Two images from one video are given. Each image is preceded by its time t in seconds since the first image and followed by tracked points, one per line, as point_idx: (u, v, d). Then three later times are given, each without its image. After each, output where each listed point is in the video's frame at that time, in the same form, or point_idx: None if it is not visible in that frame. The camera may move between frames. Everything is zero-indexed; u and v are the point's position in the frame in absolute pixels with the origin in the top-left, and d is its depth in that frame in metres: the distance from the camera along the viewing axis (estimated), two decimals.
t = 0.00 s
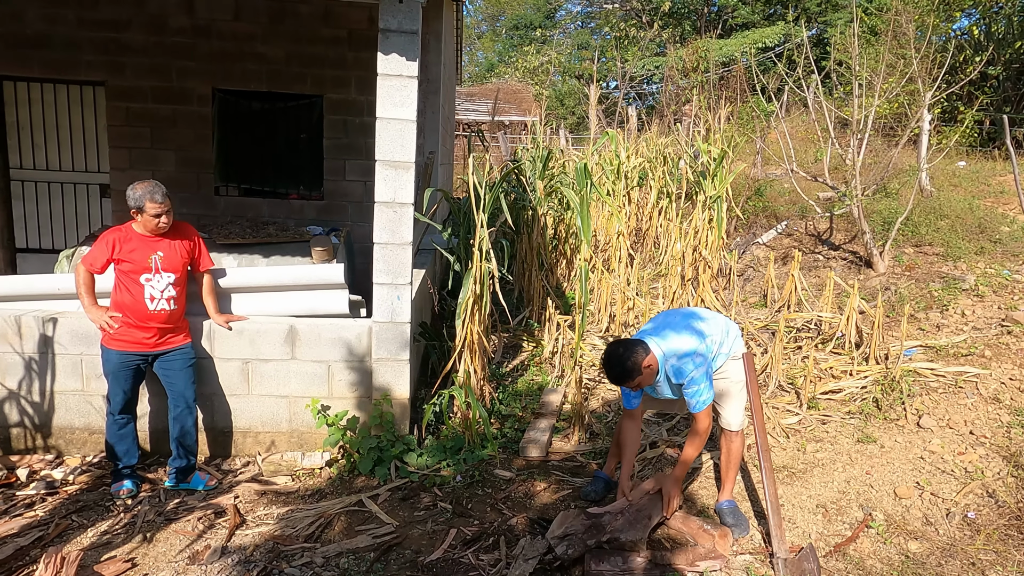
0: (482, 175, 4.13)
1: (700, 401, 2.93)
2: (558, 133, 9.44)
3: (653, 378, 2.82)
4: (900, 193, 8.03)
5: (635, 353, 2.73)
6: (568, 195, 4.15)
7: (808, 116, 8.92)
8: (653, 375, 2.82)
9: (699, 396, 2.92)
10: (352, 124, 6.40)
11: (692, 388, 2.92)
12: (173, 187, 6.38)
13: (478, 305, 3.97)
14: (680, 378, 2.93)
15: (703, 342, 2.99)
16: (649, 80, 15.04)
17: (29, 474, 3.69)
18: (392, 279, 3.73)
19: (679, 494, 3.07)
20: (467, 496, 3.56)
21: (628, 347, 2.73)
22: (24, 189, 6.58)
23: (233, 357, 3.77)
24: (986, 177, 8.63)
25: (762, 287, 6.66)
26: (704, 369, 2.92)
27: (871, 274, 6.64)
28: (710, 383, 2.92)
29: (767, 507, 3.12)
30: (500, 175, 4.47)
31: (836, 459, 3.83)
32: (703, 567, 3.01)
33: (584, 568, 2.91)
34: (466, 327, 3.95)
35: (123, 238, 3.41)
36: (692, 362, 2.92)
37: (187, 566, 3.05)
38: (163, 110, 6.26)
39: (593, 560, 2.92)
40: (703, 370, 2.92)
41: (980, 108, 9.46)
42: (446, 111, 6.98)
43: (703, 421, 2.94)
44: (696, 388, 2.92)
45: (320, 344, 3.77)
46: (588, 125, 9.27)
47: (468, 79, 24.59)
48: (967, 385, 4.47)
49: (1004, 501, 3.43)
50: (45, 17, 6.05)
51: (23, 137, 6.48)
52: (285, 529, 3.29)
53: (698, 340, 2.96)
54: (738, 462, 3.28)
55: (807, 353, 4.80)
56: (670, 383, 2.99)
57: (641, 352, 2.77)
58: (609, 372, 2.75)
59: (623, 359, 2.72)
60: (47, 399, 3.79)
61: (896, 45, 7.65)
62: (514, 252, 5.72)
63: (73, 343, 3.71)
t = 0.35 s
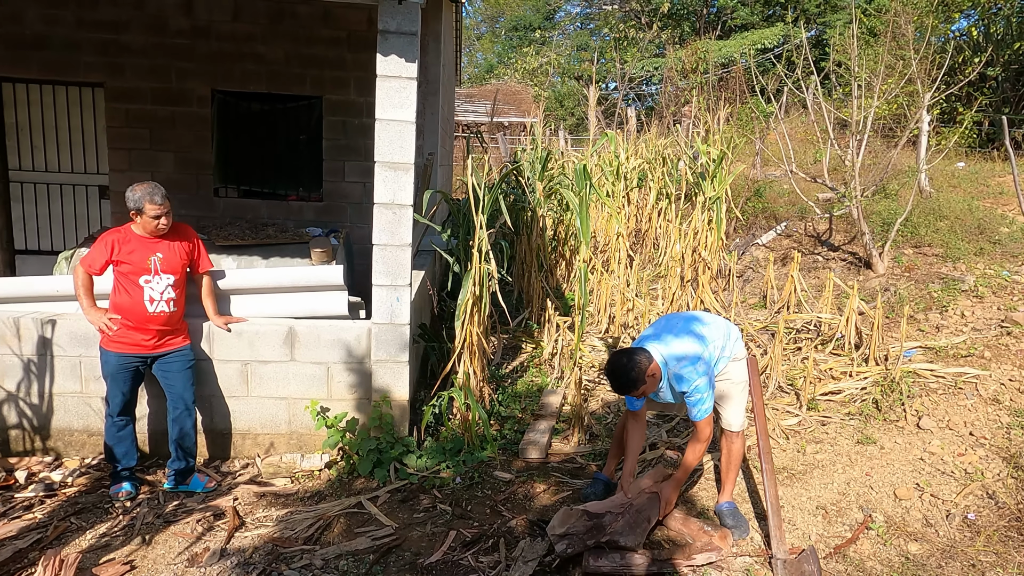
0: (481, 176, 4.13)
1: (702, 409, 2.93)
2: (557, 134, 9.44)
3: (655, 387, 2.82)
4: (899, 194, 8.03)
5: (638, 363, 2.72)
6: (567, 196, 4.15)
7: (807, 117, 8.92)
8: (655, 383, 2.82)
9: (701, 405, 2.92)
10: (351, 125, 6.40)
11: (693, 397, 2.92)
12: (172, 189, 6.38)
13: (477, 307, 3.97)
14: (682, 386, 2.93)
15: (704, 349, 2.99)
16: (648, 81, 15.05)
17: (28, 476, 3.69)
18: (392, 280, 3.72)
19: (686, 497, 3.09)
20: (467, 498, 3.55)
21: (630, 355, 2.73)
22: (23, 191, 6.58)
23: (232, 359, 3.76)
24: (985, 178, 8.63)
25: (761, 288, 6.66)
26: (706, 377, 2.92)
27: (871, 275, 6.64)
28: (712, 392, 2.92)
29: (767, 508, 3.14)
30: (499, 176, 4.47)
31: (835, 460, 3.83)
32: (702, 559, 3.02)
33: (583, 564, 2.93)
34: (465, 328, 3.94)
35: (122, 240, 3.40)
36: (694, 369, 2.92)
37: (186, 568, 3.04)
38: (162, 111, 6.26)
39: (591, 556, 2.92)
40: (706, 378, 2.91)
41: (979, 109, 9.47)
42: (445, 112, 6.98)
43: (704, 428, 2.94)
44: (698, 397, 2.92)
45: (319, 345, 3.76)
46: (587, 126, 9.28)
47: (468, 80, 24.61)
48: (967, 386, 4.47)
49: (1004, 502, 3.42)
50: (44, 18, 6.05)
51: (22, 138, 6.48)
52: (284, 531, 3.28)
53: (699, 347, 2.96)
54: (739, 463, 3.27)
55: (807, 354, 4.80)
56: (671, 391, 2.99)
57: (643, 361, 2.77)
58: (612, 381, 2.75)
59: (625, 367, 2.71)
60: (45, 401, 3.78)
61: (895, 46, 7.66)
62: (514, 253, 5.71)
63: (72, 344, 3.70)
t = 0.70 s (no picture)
0: (481, 178, 4.13)
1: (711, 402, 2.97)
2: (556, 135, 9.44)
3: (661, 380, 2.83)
4: (898, 195, 8.04)
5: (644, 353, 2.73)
6: (567, 197, 4.15)
7: (806, 118, 8.93)
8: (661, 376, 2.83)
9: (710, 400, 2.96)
10: (351, 126, 6.40)
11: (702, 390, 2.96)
12: (170, 190, 6.38)
13: (477, 308, 3.97)
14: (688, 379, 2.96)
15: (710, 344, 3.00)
16: (648, 82, 15.06)
17: (26, 478, 3.69)
18: (391, 282, 3.71)
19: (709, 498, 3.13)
20: (466, 499, 3.55)
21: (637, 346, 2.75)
22: (22, 192, 6.57)
23: (231, 360, 3.76)
24: (984, 179, 8.64)
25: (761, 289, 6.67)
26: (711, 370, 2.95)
27: (870, 276, 6.64)
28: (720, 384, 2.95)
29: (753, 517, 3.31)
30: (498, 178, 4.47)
31: (834, 461, 3.83)
32: (699, 552, 3.03)
33: (581, 566, 2.94)
34: (464, 329, 3.94)
35: (122, 241, 3.40)
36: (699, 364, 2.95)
37: (185, 570, 3.04)
38: (161, 112, 6.26)
39: (590, 557, 2.93)
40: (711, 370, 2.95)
41: (978, 109, 9.47)
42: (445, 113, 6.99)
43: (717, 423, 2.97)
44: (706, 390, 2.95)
45: (318, 347, 3.76)
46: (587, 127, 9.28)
47: (468, 81, 24.63)
48: (965, 387, 4.47)
49: (1003, 503, 3.42)
50: (43, 19, 6.05)
51: (21, 139, 6.48)
52: (283, 532, 3.28)
53: (701, 344, 2.97)
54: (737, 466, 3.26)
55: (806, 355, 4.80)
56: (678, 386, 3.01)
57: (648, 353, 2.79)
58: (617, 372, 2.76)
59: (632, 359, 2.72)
60: (44, 403, 3.78)
61: (893, 47, 7.68)
62: (513, 254, 5.71)
63: (71, 346, 3.70)
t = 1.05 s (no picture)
0: (480, 179, 4.13)
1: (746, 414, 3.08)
2: (555, 136, 9.44)
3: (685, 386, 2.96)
4: (896, 196, 8.05)
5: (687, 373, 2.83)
6: (566, 198, 4.16)
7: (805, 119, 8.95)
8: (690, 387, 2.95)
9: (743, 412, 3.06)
10: (350, 128, 6.40)
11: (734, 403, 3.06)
12: (170, 191, 6.38)
13: (476, 309, 3.97)
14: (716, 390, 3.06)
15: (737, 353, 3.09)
16: (646, 83, 15.08)
17: (25, 480, 3.68)
18: (390, 283, 3.71)
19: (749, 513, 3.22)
20: (465, 500, 3.55)
21: (679, 369, 2.85)
22: (21, 193, 6.57)
23: (231, 361, 3.76)
24: (983, 180, 8.65)
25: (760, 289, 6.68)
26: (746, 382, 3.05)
27: (869, 277, 6.65)
28: (752, 397, 3.06)
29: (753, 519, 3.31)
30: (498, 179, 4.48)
31: (833, 463, 3.84)
32: (699, 553, 3.04)
33: (580, 567, 2.95)
34: (464, 331, 3.94)
35: (117, 244, 3.41)
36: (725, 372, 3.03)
37: (184, 572, 3.04)
38: (160, 113, 6.26)
39: (589, 558, 2.93)
40: (746, 384, 3.04)
41: (976, 111, 9.49)
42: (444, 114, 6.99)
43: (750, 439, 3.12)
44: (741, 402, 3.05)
45: (317, 348, 3.76)
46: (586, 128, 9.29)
47: (468, 82, 24.65)
48: (964, 388, 4.48)
49: (1001, 504, 3.43)
50: (42, 20, 6.05)
51: (20, 140, 6.48)
52: (283, 534, 3.28)
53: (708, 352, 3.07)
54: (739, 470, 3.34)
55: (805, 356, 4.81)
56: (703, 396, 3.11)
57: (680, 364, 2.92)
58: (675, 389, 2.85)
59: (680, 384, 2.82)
60: (43, 404, 3.78)
61: (892, 48, 7.70)
62: (512, 255, 5.72)
63: (70, 347, 3.70)
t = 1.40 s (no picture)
0: (480, 179, 4.13)
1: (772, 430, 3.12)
2: (555, 136, 9.45)
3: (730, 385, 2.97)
4: (896, 197, 8.06)
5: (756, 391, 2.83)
6: (566, 199, 4.16)
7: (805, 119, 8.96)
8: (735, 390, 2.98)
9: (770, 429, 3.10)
10: (350, 128, 6.40)
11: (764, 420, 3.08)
12: (170, 191, 6.38)
13: (476, 309, 3.97)
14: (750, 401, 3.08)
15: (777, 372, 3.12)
16: (646, 83, 15.09)
17: (25, 480, 3.68)
18: (390, 284, 3.71)
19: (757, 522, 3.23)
20: (465, 500, 3.55)
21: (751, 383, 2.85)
22: (21, 193, 6.57)
23: (231, 361, 3.76)
24: (982, 180, 8.66)
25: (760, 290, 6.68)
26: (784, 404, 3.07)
27: (869, 277, 6.65)
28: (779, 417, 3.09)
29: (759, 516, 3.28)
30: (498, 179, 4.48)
31: (833, 463, 3.84)
32: (698, 553, 3.05)
33: (581, 568, 2.95)
34: (464, 331, 3.94)
35: (111, 245, 3.36)
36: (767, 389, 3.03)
37: (184, 572, 3.04)
38: (160, 114, 6.26)
39: (589, 559, 2.93)
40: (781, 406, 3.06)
41: (976, 111, 9.50)
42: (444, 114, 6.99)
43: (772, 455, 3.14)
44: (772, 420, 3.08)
45: (318, 348, 3.76)
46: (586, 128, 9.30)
47: (468, 82, 24.68)
48: (964, 389, 4.48)
49: (1001, 505, 3.43)
50: (42, 21, 6.05)
51: (20, 140, 6.47)
52: (283, 534, 3.28)
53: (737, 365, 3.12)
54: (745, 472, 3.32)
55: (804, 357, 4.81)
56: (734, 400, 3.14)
57: (741, 369, 2.92)
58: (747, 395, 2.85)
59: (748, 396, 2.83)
60: (43, 405, 3.78)
61: (892, 49, 7.71)
62: (512, 255, 5.72)
63: (70, 348, 3.70)
